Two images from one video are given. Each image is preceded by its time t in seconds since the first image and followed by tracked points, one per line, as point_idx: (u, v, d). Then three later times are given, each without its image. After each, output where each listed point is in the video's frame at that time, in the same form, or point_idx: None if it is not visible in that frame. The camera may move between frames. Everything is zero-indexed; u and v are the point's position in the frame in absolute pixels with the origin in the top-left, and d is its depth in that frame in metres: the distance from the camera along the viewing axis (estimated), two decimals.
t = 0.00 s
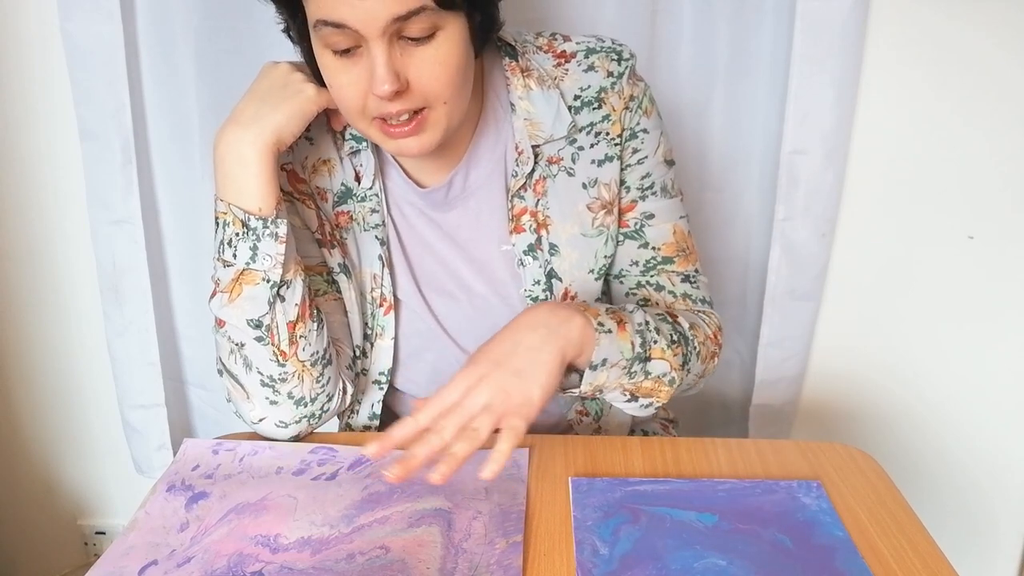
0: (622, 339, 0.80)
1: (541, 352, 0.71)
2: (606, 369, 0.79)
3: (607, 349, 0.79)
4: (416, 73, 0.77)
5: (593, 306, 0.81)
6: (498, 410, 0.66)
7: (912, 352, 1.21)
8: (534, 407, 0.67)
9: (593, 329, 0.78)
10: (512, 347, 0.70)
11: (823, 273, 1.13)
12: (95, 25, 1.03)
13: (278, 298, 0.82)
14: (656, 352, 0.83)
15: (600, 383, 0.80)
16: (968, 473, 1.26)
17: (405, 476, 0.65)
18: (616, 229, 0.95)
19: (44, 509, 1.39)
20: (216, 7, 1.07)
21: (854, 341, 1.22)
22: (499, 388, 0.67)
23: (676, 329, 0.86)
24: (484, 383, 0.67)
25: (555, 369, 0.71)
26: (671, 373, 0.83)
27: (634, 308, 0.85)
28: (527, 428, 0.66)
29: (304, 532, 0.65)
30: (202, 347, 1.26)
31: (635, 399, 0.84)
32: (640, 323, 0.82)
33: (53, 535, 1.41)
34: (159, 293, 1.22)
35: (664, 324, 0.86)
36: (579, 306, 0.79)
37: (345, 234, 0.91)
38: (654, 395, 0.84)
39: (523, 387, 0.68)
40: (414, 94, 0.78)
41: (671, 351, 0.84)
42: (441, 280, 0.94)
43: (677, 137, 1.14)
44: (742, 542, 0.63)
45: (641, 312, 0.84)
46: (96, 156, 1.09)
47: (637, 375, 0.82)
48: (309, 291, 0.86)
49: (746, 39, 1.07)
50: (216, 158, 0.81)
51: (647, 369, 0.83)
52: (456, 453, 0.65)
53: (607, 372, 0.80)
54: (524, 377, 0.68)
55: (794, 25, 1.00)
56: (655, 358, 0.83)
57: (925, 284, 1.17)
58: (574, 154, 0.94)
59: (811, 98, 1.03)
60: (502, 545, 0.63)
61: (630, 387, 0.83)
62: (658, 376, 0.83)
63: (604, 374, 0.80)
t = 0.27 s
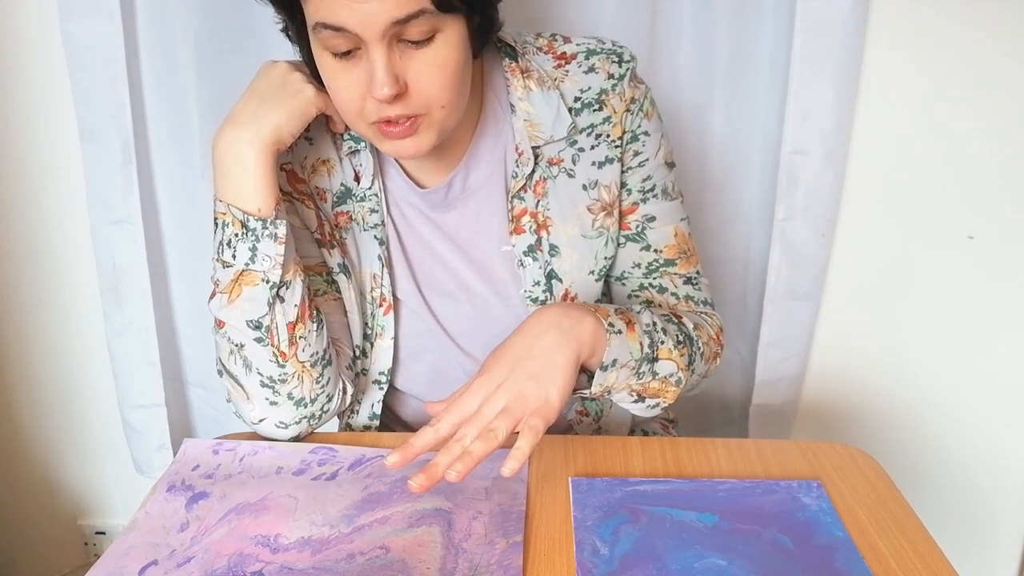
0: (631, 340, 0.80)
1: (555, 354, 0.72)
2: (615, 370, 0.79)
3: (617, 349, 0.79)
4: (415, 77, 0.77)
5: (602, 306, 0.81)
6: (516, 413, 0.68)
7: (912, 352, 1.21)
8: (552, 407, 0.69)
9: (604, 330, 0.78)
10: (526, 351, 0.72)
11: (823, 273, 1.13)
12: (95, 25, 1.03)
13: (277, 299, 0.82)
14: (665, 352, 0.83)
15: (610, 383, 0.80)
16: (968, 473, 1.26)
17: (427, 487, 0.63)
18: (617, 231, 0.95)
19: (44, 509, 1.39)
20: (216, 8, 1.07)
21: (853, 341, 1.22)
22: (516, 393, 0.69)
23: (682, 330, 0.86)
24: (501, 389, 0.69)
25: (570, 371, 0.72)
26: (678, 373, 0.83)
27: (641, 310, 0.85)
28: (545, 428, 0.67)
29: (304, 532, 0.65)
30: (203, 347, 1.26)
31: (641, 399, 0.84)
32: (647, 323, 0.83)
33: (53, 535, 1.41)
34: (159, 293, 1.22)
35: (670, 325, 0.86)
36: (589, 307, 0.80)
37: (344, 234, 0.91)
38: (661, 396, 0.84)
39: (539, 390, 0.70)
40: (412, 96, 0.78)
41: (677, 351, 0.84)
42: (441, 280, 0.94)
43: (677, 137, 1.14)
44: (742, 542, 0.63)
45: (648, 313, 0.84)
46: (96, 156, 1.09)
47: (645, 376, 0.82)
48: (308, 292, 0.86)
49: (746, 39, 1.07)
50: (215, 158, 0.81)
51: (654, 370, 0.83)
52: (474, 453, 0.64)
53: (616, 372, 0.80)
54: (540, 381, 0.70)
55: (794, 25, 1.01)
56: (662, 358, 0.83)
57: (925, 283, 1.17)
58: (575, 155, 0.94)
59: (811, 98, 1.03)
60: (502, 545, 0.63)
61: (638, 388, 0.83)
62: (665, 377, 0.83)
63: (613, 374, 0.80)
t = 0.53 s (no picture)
0: (630, 340, 0.80)
1: (554, 353, 0.72)
2: (613, 370, 0.80)
3: (615, 350, 0.79)
4: (415, 78, 0.77)
5: (602, 306, 0.81)
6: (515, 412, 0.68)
7: (912, 352, 1.21)
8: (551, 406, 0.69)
9: (602, 330, 0.78)
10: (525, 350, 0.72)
11: (823, 273, 1.13)
12: (94, 25, 1.03)
13: (276, 299, 0.82)
14: (664, 352, 0.83)
15: (608, 382, 0.80)
16: (968, 473, 1.26)
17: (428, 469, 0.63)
18: (616, 231, 0.95)
19: (44, 509, 1.39)
20: (216, 7, 1.07)
21: (854, 342, 1.22)
22: (514, 392, 0.69)
23: (680, 330, 0.86)
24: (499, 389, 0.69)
25: (569, 370, 0.72)
26: (676, 373, 0.83)
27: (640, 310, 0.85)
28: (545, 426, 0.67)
29: (304, 532, 0.65)
30: (203, 347, 1.26)
31: (639, 399, 0.84)
32: (646, 324, 0.83)
33: (53, 535, 1.41)
34: (159, 293, 1.22)
35: (668, 324, 0.86)
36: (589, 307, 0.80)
37: (343, 234, 0.91)
38: (659, 396, 0.85)
39: (538, 390, 0.70)
40: (413, 98, 0.78)
41: (676, 351, 0.84)
42: (441, 280, 0.94)
43: (677, 137, 1.14)
44: (742, 542, 0.63)
45: (647, 313, 0.84)
46: (96, 156, 1.09)
47: (643, 375, 0.82)
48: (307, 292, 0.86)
49: (746, 39, 1.07)
50: (212, 159, 0.81)
51: (652, 370, 0.83)
52: (473, 447, 0.64)
53: (613, 372, 0.80)
54: (538, 380, 0.70)
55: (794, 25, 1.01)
56: (660, 358, 0.83)
57: (925, 284, 1.17)
58: (574, 154, 0.94)
59: (811, 98, 1.03)
60: (502, 545, 0.63)
61: (636, 388, 0.83)
62: (662, 377, 0.83)
63: (611, 374, 0.80)
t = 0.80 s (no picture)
0: (633, 343, 0.80)
1: (560, 358, 0.73)
2: (617, 372, 0.80)
3: (620, 352, 0.79)
4: (417, 78, 0.77)
5: (605, 309, 0.81)
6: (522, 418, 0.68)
7: (912, 352, 1.21)
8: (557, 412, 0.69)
9: (607, 334, 0.78)
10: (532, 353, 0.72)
11: (823, 273, 1.13)
12: (94, 25, 1.03)
13: (276, 299, 0.82)
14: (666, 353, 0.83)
15: (611, 385, 0.80)
16: (968, 473, 1.26)
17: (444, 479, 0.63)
18: (617, 230, 0.95)
19: (44, 509, 1.39)
20: (216, 7, 1.07)
21: (854, 342, 1.22)
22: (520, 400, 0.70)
23: (682, 331, 0.86)
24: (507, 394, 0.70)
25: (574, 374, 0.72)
26: (679, 374, 0.83)
27: (644, 312, 0.85)
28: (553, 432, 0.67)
29: (304, 532, 0.65)
30: (202, 347, 1.26)
31: (642, 399, 0.84)
32: (649, 326, 0.83)
33: (53, 535, 1.41)
34: (159, 293, 1.22)
35: (670, 325, 0.86)
36: (593, 310, 0.80)
37: (343, 234, 0.91)
38: (661, 397, 0.85)
39: (545, 395, 0.70)
40: (415, 98, 0.78)
41: (678, 353, 0.84)
42: (441, 280, 0.94)
43: (677, 137, 1.14)
44: (743, 542, 0.63)
45: (650, 315, 0.84)
46: (96, 156, 1.09)
47: (646, 377, 0.82)
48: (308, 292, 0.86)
49: (746, 39, 1.07)
50: (212, 159, 0.81)
51: (655, 371, 0.83)
52: (484, 455, 0.65)
53: (617, 375, 0.80)
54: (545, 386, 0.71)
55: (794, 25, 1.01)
56: (663, 360, 0.83)
57: (925, 283, 1.17)
58: (575, 154, 0.94)
59: (811, 98, 1.03)
60: (502, 545, 0.63)
61: (639, 390, 0.83)
62: (666, 378, 0.83)
63: (615, 377, 0.80)
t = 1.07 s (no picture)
0: (632, 344, 0.80)
1: (556, 355, 0.72)
2: (616, 373, 0.79)
3: (618, 354, 0.79)
4: (420, 78, 0.77)
5: (605, 310, 0.81)
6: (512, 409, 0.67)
7: (912, 352, 1.21)
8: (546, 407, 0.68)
9: (606, 334, 0.78)
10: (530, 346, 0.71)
11: (823, 273, 1.13)
12: (94, 25, 1.03)
13: (277, 299, 0.82)
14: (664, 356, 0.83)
15: (609, 386, 0.80)
16: (968, 473, 1.26)
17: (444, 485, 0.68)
18: (617, 231, 0.95)
19: (44, 509, 1.39)
20: (216, 7, 1.07)
21: (854, 342, 1.22)
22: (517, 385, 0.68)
23: (682, 333, 0.86)
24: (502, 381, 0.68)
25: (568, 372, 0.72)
26: (677, 376, 0.83)
27: (643, 313, 0.85)
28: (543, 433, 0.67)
29: (304, 532, 0.65)
30: (203, 347, 1.26)
31: (639, 401, 0.85)
32: (649, 327, 0.83)
33: (53, 535, 1.41)
34: (159, 293, 1.22)
35: (670, 327, 0.86)
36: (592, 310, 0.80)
37: (343, 234, 0.91)
38: (659, 398, 0.85)
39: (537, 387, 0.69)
40: (417, 98, 0.78)
41: (678, 355, 0.84)
42: (441, 280, 0.94)
43: (677, 137, 1.14)
44: (743, 542, 0.63)
45: (649, 316, 0.84)
46: (96, 156, 1.09)
47: (644, 378, 0.82)
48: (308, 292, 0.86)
49: (746, 39, 1.07)
50: (213, 159, 0.81)
51: (653, 372, 0.83)
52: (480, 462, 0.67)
53: (616, 376, 0.80)
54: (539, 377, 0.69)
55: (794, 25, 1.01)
56: (661, 361, 0.83)
57: (925, 283, 1.17)
58: (575, 154, 0.94)
59: (811, 98, 1.03)
60: (502, 545, 0.63)
61: (637, 391, 0.83)
62: (663, 380, 0.83)
63: (614, 378, 0.80)
